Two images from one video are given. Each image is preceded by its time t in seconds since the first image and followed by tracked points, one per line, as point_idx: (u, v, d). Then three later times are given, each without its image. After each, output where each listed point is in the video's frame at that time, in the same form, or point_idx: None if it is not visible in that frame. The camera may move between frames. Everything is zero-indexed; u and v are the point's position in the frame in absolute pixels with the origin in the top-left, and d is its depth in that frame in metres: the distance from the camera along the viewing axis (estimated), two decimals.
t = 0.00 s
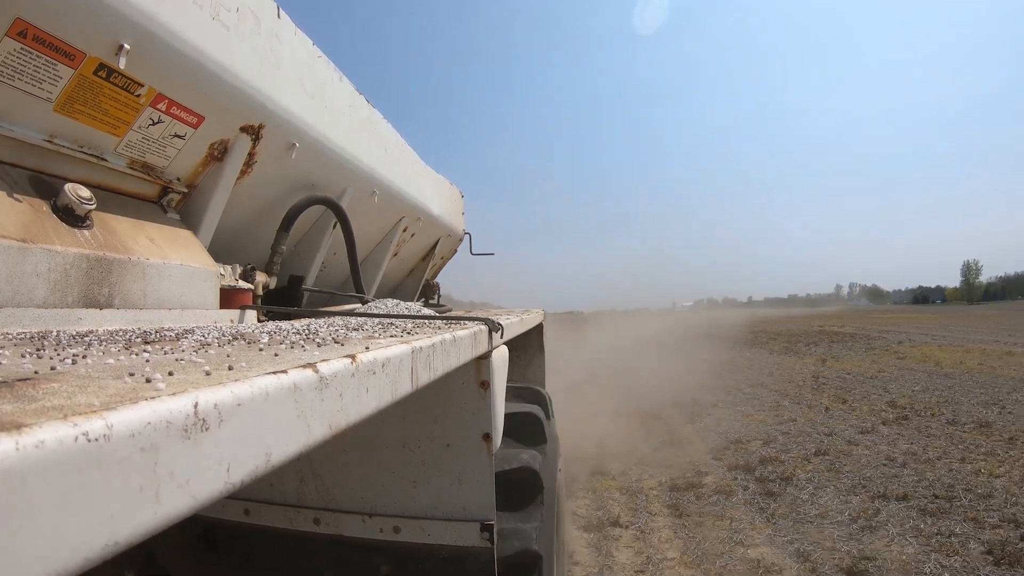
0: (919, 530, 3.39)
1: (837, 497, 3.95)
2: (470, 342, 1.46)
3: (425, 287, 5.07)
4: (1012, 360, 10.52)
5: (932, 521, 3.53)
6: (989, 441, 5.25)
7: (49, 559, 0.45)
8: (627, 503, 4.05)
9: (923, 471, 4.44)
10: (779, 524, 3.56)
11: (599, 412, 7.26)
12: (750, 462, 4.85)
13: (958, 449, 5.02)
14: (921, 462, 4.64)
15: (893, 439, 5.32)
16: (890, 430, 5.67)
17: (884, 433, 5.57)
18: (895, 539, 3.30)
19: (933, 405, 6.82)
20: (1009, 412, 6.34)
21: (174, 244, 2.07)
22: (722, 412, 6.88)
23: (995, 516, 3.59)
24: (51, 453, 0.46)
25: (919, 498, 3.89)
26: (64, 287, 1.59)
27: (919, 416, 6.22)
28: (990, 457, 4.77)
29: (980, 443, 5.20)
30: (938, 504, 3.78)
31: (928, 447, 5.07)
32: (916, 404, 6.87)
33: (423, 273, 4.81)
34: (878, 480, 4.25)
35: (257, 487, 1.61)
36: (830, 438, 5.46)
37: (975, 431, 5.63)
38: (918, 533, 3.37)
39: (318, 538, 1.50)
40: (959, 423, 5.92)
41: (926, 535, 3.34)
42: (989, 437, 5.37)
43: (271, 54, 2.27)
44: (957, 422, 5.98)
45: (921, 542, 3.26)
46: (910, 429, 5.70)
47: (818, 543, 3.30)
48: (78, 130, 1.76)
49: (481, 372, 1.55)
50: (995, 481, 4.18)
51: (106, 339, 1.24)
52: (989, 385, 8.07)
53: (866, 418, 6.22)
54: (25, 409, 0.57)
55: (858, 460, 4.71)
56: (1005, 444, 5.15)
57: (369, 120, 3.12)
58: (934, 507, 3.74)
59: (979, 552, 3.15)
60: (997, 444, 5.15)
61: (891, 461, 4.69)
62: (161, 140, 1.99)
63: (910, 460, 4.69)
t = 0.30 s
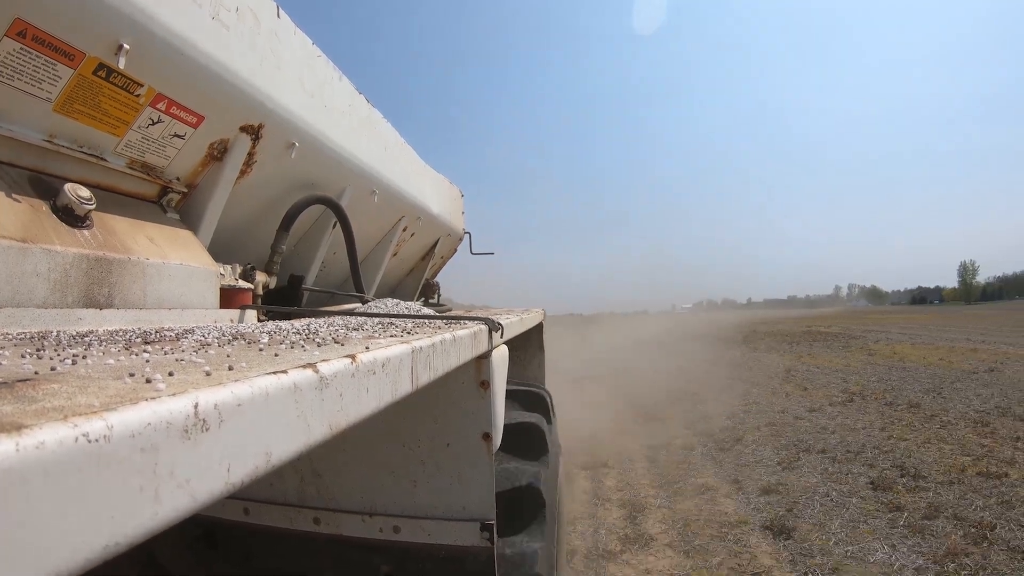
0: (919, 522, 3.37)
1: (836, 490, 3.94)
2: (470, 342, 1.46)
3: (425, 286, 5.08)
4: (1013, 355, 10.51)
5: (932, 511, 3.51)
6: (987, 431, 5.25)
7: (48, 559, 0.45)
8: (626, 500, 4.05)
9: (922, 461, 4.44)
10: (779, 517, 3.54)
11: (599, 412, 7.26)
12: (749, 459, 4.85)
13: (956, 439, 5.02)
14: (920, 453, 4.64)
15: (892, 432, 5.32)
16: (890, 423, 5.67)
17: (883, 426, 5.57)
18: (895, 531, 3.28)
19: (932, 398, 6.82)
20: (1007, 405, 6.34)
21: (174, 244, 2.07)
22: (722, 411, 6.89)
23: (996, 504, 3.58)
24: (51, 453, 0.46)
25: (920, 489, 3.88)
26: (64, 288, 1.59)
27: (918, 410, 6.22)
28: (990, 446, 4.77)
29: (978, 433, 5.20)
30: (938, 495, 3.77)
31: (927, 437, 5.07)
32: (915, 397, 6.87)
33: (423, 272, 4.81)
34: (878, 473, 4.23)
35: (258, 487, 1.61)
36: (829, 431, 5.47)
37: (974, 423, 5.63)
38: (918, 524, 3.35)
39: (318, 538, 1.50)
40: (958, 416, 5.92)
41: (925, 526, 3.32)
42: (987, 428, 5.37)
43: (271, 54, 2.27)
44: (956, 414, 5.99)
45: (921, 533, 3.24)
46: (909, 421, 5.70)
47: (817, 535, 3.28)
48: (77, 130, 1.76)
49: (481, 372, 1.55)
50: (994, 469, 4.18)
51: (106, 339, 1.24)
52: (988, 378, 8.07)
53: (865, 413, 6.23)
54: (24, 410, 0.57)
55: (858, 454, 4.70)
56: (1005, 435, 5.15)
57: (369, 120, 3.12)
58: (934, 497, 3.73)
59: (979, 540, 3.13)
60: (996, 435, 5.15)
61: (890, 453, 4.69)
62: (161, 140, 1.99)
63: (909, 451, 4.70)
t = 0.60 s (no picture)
0: (920, 531, 3.36)
1: (837, 501, 3.93)
2: (471, 343, 1.46)
3: (426, 287, 5.08)
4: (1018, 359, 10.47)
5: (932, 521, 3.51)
6: (989, 438, 5.24)
7: (48, 559, 0.45)
8: (627, 507, 4.05)
9: (924, 471, 4.42)
10: (779, 528, 3.53)
11: (599, 415, 7.25)
12: (750, 465, 4.84)
13: (958, 446, 5.01)
14: (921, 462, 4.63)
15: (893, 438, 5.32)
16: (891, 429, 5.67)
17: (884, 432, 5.57)
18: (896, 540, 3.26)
19: (934, 403, 6.81)
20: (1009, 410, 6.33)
21: (175, 245, 2.07)
22: (723, 414, 6.88)
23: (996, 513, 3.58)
24: (51, 452, 0.46)
25: (921, 498, 3.87)
26: (65, 288, 1.59)
27: (919, 416, 6.21)
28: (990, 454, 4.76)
29: (979, 440, 5.19)
30: (939, 504, 3.76)
31: (929, 445, 5.06)
32: (916, 403, 6.86)
33: (423, 273, 4.81)
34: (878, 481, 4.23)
35: (258, 487, 1.61)
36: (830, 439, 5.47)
37: (975, 428, 5.63)
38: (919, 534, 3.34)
39: (318, 538, 1.50)
40: (959, 421, 5.91)
41: (927, 536, 3.31)
42: (989, 434, 5.36)
43: (272, 55, 2.27)
44: (957, 420, 5.98)
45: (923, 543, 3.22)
46: (910, 428, 5.69)
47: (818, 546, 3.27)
48: (78, 130, 1.76)
49: (481, 372, 1.55)
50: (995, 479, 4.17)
51: (106, 340, 1.24)
52: (989, 383, 8.05)
53: (866, 418, 6.22)
54: (24, 409, 0.57)
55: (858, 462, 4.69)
56: (1006, 441, 5.14)
57: (369, 121, 3.12)
58: (934, 506, 3.73)
59: (981, 551, 3.12)
60: (997, 441, 5.15)
61: (890, 461, 4.68)
62: (162, 140, 1.99)
63: (911, 460, 4.69)
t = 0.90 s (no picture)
0: (917, 528, 3.39)
1: (834, 497, 3.94)
2: (470, 341, 1.46)
3: (425, 285, 5.08)
4: (976, 354, 11.09)
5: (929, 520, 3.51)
6: (986, 439, 5.26)
7: (47, 557, 0.45)
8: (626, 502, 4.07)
9: (921, 470, 4.44)
10: (776, 526, 3.56)
11: (598, 413, 7.27)
12: (748, 463, 4.85)
13: (955, 447, 5.04)
14: (919, 462, 4.65)
15: (892, 439, 5.34)
16: (889, 429, 5.69)
17: (882, 432, 5.59)
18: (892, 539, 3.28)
19: (931, 403, 6.83)
20: (1006, 410, 6.35)
21: (174, 243, 2.07)
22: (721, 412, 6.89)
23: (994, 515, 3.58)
24: (51, 450, 0.46)
25: (918, 499, 3.88)
26: (63, 285, 1.59)
27: (915, 415, 6.24)
28: (987, 455, 4.78)
29: (977, 440, 5.21)
30: (936, 504, 3.77)
31: (926, 446, 5.08)
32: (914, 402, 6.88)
33: (423, 271, 4.81)
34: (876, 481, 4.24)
35: (257, 485, 1.62)
36: (829, 438, 5.48)
37: (973, 428, 5.65)
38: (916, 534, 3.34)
39: (318, 536, 1.50)
40: (957, 421, 5.93)
41: (924, 535, 3.32)
42: (986, 435, 5.39)
43: (271, 52, 2.27)
44: (955, 420, 6.00)
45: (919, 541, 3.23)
46: (908, 428, 5.71)
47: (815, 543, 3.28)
48: (77, 128, 1.76)
49: (480, 370, 1.55)
50: (992, 480, 4.18)
51: (106, 337, 1.24)
52: (987, 382, 8.07)
53: (864, 417, 6.24)
54: (24, 407, 0.57)
55: (855, 461, 4.71)
56: (1002, 441, 5.17)
57: (369, 118, 3.12)
58: (931, 508, 3.75)
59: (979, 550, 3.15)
60: (995, 442, 5.17)
61: (887, 461, 4.70)
62: (161, 138, 1.99)
63: (908, 460, 4.71)
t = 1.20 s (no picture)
0: (917, 535, 3.39)
1: (837, 504, 3.91)
2: (470, 343, 1.46)
3: (425, 287, 5.08)
4: (974, 356, 11.10)
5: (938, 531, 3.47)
6: (986, 442, 5.25)
7: (46, 560, 0.45)
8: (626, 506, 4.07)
9: (927, 477, 4.40)
10: (775, 530, 3.56)
11: (598, 415, 7.26)
12: (748, 466, 4.85)
13: (956, 451, 5.03)
14: (919, 466, 4.65)
15: (892, 443, 5.34)
16: (889, 433, 5.68)
17: (882, 436, 5.59)
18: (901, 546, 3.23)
19: (931, 405, 6.83)
20: (1006, 413, 6.34)
21: (174, 245, 2.07)
22: (722, 414, 6.89)
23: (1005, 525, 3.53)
24: (50, 453, 0.46)
25: (919, 505, 3.88)
26: (64, 288, 1.59)
27: (917, 417, 6.23)
28: (992, 459, 4.75)
29: (978, 443, 5.21)
30: (944, 514, 3.72)
31: (927, 450, 5.08)
32: (914, 405, 6.88)
33: (423, 273, 4.81)
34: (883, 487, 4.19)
35: (257, 487, 1.62)
36: (829, 441, 5.47)
37: (973, 431, 5.64)
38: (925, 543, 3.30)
39: (318, 538, 1.50)
40: (958, 424, 5.93)
41: (932, 544, 3.27)
42: (986, 438, 5.38)
43: (271, 55, 2.27)
44: (955, 423, 6.00)
45: (923, 550, 3.20)
46: (909, 431, 5.71)
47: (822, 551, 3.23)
48: (77, 131, 1.76)
49: (480, 373, 1.55)
50: (1001, 487, 4.14)
51: (106, 340, 1.24)
52: (986, 385, 8.08)
53: (864, 420, 6.23)
54: (23, 409, 0.56)
55: (861, 467, 4.67)
56: (1002, 443, 5.17)
57: (368, 121, 3.12)
58: (931, 514, 3.74)
59: (979, 557, 3.15)
60: (995, 445, 5.16)
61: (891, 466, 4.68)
62: (161, 140, 1.99)
63: (909, 463, 4.71)
